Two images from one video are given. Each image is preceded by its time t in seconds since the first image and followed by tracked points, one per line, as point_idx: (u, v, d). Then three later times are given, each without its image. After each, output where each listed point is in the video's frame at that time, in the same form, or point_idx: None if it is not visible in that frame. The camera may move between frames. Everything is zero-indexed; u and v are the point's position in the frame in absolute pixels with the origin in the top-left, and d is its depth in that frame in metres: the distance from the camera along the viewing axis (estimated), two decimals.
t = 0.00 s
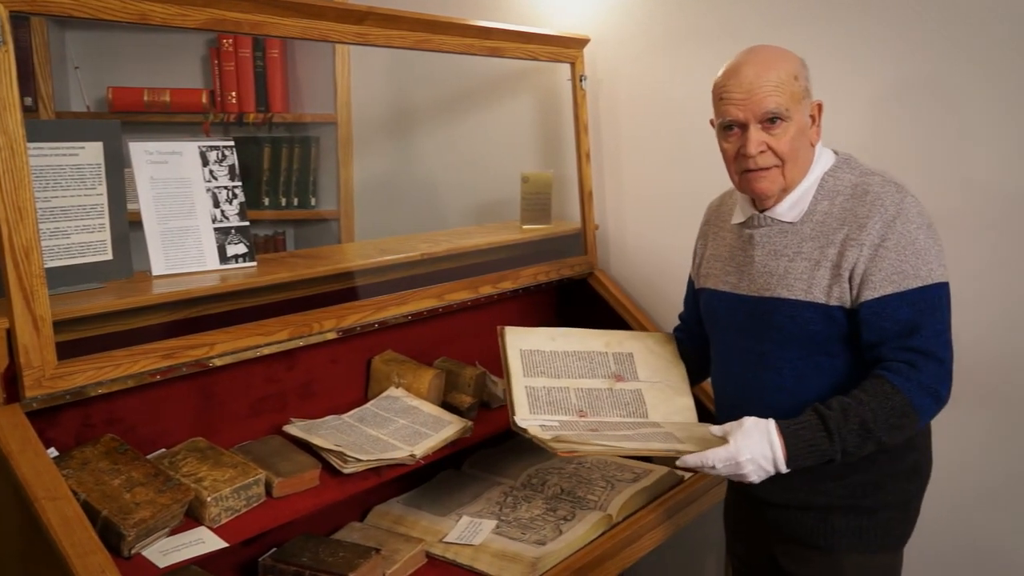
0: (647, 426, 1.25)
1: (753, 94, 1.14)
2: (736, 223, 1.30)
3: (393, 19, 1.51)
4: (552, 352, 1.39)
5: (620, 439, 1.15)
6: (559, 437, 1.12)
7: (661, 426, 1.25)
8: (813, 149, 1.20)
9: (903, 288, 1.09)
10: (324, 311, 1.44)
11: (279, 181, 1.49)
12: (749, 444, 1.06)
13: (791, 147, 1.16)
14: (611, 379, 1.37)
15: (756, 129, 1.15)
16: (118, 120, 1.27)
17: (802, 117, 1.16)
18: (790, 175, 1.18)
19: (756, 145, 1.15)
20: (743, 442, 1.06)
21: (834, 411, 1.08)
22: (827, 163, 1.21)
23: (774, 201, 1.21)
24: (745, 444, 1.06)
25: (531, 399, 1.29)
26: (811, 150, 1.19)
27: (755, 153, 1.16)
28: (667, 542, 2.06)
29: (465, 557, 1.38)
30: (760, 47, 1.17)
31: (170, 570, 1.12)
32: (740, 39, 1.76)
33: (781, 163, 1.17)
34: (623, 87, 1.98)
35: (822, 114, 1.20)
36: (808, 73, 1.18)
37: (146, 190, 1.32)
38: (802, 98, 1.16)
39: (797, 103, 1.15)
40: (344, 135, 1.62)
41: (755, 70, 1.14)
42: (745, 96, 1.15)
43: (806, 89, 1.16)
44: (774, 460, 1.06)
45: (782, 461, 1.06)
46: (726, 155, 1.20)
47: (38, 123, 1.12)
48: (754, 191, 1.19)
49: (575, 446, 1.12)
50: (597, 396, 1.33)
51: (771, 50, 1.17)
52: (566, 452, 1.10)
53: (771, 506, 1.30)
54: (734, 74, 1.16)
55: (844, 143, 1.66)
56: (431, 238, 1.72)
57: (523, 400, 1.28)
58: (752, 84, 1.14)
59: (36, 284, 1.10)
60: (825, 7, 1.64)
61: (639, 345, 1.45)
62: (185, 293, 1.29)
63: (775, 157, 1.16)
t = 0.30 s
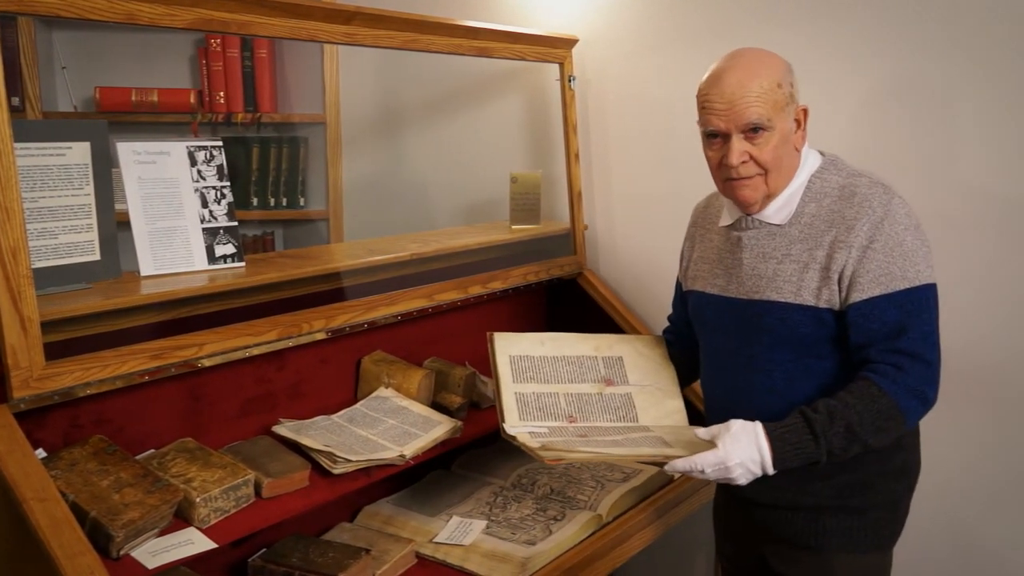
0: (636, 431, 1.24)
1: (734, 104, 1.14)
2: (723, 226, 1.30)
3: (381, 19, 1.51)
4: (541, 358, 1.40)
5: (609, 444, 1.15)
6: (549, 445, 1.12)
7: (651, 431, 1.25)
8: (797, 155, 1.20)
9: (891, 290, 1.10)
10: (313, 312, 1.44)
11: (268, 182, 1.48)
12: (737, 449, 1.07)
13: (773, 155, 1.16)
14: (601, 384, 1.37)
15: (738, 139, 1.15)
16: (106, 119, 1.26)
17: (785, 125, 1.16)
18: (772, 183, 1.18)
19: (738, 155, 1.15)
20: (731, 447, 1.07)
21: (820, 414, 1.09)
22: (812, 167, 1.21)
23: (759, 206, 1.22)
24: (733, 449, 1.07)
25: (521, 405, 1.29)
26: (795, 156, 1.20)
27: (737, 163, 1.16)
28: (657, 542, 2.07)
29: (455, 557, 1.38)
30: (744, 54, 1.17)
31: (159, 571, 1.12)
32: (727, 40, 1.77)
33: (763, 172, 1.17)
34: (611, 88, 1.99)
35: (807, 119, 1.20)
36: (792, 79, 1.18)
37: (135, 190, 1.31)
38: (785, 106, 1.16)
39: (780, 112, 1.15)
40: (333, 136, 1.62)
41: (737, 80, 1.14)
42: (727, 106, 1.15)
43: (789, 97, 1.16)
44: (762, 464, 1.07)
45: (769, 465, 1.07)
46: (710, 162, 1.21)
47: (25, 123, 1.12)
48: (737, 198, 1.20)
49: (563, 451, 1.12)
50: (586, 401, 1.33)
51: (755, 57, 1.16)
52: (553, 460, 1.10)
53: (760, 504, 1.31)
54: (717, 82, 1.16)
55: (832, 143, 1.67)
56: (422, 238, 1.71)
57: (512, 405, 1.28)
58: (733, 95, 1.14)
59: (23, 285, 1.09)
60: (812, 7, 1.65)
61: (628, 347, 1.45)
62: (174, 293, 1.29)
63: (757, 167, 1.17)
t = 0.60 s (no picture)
0: (632, 433, 1.25)
1: (732, 102, 1.14)
2: (720, 226, 1.31)
3: (380, 19, 1.53)
4: (540, 359, 1.40)
5: (605, 445, 1.16)
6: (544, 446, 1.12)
7: (648, 433, 1.25)
8: (795, 155, 1.20)
9: (887, 290, 1.10)
10: (311, 312, 1.44)
11: (266, 182, 1.46)
12: (731, 449, 1.08)
13: (771, 154, 1.16)
14: (599, 387, 1.37)
15: (735, 137, 1.15)
16: (104, 119, 1.26)
17: (782, 124, 1.16)
18: (770, 182, 1.18)
19: (736, 154, 1.15)
20: (725, 447, 1.08)
21: (814, 416, 1.09)
22: (810, 167, 1.21)
23: (756, 206, 1.22)
24: (727, 450, 1.08)
25: (519, 408, 1.29)
26: (792, 156, 1.20)
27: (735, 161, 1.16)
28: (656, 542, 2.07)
29: (453, 557, 1.38)
30: (741, 53, 1.18)
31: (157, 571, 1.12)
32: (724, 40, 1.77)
33: (761, 170, 1.17)
34: (609, 87, 1.99)
35: (804, 118, 1.20)
36: (789, 78, 1.18)
37: (133, 190, 1.31)
38: (782, 105, 1.16)
39: (777, 110, 1.15)
40: (332, 137, 1.59)
41: (734, 78, 1.15)
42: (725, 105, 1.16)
43: (787, 96, 1.17)
44: (756, 464, 1.08)
45: (763, 465, 1.08)
46: (707, 162, 1.21)
47: (23, 122, 1.12)
48: (735, 198, 1.20)
49: (559, 451, 1.13)
50: (584, 403, 1.33)
51: (752, 56, 1.17)
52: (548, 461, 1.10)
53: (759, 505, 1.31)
54: (714, 81, 1.16)
55: (830, 143, 1.68)
56: (422, 237, 1.71)
57: (510, 409, 1.28)
58: (730, 93, 1.14)
59: (21, 284, 1.09)
60: (809, 8, 1.65)
61: (626, 349, 1.46)
62: (172, 293, 1.29)
63: (754, 165, 1.17)
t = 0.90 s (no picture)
0: (626, 432, 1.25)
1: (731, 101, 1.14)
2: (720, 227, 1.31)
3: (379, 19, 1.53)
4: (537, 358, 1.41)
5: (597, 442, 1.16)
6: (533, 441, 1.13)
7: (643, 433, 1.25)
8: (794, 153, 1.20)
9: (883, 290, 1.10)
10: (311, 312, 1.45)
11: (266, 182, 1.46)
12: (718, 444, 1.09)
13: (771, 152, 1.16)
14: (596, 386, 1.37)
15: (735, 136, 1.15)
16: (104, 119, 1.26)
17: (782, 122, 1.16)
18: (771, 181, 1.18)
19: (736, 153, 1.15)
20: (713, 443, 1.09)
21: (803, 412, 1.10)
22: (809, 167, 1.21)
23: (756, 206, 1.21)
24: (714, 445, 1.08)
25: (514, 406, 1.29)
26: (792, 155, 1.20)
27: (735, 160, 1.16)
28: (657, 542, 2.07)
29: (453, 557, 1.38)
30: (739, 52, 1.18)
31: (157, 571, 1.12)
32: (724, 40, 1.77)
33: (761, 169, 1.17)
34: (609, 87, 1.99)
35: (802, 117, 1.20)
36: (787, 76, 1.18)
37: (132, 190, 1.31)
38: (782, 103, 1.16)
39: (777, 108, 1.15)
40: (332, 138, 1.58)
41: (734, 76, 1.15)
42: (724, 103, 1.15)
43: (786, 94, 1.17)
44: (743, 459, 1.08)
45: (751, 461, 1.08)
46: (707, 161, 1.21)
47: (22, 122, 1.12)
48: (736, 197, 1.20)
49: (547, 445, 1.14)
50: (580, 402, 1.33)
51: (750, 54, 1.17)
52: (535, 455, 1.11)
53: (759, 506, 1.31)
54: (713, 80, 1.16)
55: (830, 143, 1.68)
56: (422, 237, 1.71)
57: (505, 407, 1.29)
58: (730, 91, 1.14)
59: (21, 285, 1.09)
60: (810, 8, 1.65)
61: (625, 348, 1.46)
62: (172, 293, 1.29)
63: (755, 163, 1.16)
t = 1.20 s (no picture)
0: (623, 431, 1.25)
1: (738, 87, 1.15)
2: (721, 226, 1.31)
3: (379, 20, 1.53)
4: (536, 354, 1.41)
5: (594, 440, 1.16)
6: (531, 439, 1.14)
7: (639, 432, 1.26)
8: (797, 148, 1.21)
9: (883, 289, 1.10)
10: (311, 313, 1.45)
11: (266, 182, 1.46)
12: (713, 441, 1.09)
13: (774, 143, 1.17)
14: (594, 384, 1.38)
15: (740, 123, 1.16)
16: (105, 119, 1.26)
17: (786, 114, 1.17)
18: (773, 172, 1.18)
19: (740, 140, 1.16)
20: (707, 439, 1.09)
21: (796, 407, 1.11)
22: (811, 165, 1.21)
23: (757, 198, 1.21)
24: (708, 441, 1.08)
25: (512, 402, 1.30)
26: (795, 149, 1.20)
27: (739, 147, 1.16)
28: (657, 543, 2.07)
29: (454, 557, 1.38)
30: (748, 44, 1.19)
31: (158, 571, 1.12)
32: (725, 40, 1.77)
33: (764, 159, 1.17)
34: (609, 87, 1.99)
35: (807, 114, 1.21)
36: (794, 72, 1.19)
37: (133, 190, 1.31)
38: (788, 96, 1.17)
39: (783, 100, 1.16)
40: (332, 138, 1.58)
41: (742, 65, 1.15)
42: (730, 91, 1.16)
43: (792, 88, 1.18)
44: (738, 455, 1.08)
45: (746, 456, 1.08)
46: (710, 151, 1.21)
47: (23, 123, 1.12)
48: (737, 186, 1.20)
49: (546, 443, 1.14)
50: (578, 400, 1.34)
51: (759, 46, 1.18)
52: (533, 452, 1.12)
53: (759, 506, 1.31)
54: (720, 69, 1.17)
55: (830, 143, 1.68)
56: (422, 237, 1.71)
57: (502, 404, 1.29)
58: (737, 78, 1.15)
59: (21, 285, 1.09)
60: (810, 7, 1.65)
61: (625, 347, 1.46)
62: (172, 293, 1.29)
63: (758, 153, 1.17)
